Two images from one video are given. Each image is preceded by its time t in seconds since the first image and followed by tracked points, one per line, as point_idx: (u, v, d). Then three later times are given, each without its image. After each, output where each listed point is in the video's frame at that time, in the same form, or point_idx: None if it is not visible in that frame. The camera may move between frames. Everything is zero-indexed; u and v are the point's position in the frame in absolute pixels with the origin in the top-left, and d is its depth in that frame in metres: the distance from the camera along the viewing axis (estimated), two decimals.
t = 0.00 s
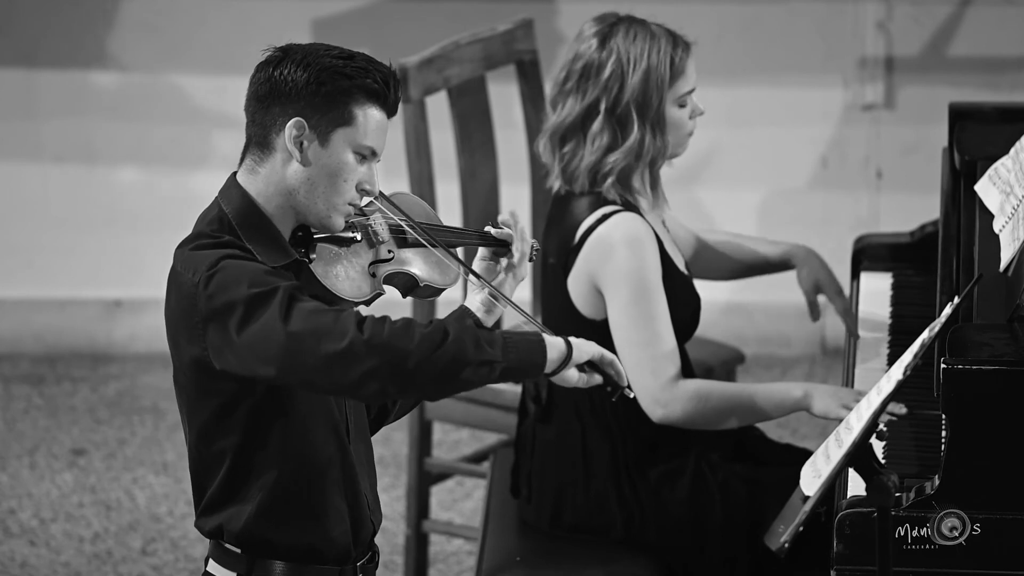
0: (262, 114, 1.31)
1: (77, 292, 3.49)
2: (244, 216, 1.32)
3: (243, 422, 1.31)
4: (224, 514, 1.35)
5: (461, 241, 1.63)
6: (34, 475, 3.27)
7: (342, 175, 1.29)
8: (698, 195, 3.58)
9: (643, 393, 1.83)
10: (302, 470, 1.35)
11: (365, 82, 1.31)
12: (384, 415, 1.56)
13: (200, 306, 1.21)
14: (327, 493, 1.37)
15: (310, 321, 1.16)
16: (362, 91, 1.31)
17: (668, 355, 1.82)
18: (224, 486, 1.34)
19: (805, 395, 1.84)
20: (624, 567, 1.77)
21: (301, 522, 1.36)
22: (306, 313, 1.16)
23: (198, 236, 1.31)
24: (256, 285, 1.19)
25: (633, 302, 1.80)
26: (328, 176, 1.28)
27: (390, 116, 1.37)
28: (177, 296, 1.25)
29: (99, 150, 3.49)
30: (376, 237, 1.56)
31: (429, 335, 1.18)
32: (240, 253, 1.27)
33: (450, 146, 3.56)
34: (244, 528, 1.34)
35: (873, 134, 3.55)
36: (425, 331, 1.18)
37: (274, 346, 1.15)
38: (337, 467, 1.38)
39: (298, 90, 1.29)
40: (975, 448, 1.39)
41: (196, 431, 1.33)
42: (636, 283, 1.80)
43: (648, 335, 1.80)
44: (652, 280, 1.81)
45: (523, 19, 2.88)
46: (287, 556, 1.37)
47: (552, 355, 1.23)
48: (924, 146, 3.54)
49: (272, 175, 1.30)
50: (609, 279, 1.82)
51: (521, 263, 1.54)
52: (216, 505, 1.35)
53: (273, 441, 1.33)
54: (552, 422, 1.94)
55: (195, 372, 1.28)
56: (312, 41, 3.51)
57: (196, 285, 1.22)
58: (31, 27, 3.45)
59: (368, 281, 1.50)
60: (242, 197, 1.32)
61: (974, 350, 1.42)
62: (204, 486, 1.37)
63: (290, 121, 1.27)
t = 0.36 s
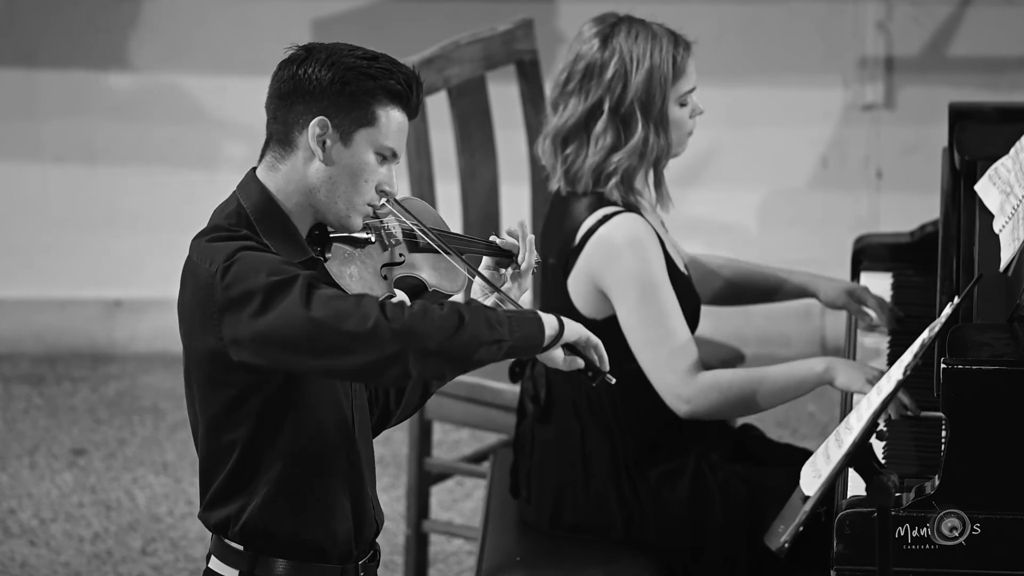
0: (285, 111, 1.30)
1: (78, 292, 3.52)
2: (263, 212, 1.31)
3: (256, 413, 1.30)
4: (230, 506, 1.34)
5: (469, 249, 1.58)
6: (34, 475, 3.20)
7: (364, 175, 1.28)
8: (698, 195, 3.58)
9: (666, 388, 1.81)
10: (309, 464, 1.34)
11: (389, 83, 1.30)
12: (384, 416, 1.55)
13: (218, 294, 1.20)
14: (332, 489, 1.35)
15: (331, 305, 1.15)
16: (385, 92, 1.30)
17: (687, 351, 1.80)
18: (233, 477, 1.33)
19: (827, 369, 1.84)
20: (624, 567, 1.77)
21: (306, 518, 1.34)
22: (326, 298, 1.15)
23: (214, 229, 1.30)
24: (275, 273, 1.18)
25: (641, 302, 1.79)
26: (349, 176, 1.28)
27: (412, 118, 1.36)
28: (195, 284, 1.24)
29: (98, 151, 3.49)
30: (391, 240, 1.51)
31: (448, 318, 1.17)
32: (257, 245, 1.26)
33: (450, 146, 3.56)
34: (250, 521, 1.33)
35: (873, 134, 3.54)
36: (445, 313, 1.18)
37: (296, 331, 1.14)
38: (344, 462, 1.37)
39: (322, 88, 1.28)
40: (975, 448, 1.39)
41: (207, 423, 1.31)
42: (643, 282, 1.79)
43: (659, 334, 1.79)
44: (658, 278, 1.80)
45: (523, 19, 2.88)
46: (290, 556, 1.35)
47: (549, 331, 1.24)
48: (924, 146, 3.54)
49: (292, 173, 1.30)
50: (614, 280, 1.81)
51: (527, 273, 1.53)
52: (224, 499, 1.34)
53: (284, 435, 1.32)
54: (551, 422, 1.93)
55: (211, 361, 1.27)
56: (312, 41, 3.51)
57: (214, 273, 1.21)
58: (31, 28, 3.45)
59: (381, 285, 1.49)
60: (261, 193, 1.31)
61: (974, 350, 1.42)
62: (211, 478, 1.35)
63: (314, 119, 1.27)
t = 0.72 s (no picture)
0: (320, 108, 1.31)
1: (78, 293, 3.48)
2: (292, 205, 1.31)
3: (276, 402, 1.29)
4: (239, 497, 1.31)
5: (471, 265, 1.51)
6: (34, 475, 3.37)
7: (394, 177, 1.29)
8: (698, 195, 3.58)
9: (658, 405, 1.81)
10: (322, 458, 1.31)
11: (424, 89, 1.32)
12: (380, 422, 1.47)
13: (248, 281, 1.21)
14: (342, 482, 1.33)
15: (366, 294, 1.18)
16: (420, 98, 1.31)
17: (682, 366, 1.80)
18: (244, 468, 1.30)
19: (818, 384, 1.79)
20: (625, 567, 1.77)
21: (314, 512, 1.31)
22: (359, 288, 1.19)
23: (241, 220, 1.30)
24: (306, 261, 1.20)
25: (640, 316, 1.78)
26: (380, 178, 1.29)
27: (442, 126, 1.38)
28: (223, 270, 1.25)
29: (98, 150, 3.48)
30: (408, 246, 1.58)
31: (472, 304, 1.24)
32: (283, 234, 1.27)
33: (451, 145, 3.56)
34: (258, 512, 1.30)
35: (873, 134, 3.54)
36: (468, 299, 1.24)
37: (329, 317, 1.17)
38: (356, 457, 1.35)
39: (359, 89, 1.29)
40: (975, 448, 1.39)
41: (223, 410, 1.30)
42: (643, 293, 1.78)
43: (655, 347, 1.78)
44: (659, 289, 1.78)
45: (522, 20, 2.90)
46: (294, 551, 1.31)
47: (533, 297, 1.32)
48: (924, 146, 3.53)
49: (323, 170, 1.30)
50: (615, 286, 1.80)
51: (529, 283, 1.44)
52: (233, 490, 1.31)
53: (298, 426, 1.30)
54: (547, 424, 1.94)
55: (231, 347, 1.26)
56: (312, 41, 3.51)
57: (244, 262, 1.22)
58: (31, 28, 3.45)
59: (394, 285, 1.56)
60: (289, 188, 1.31)
61: (974, 350, 1.42)
62: (220, 470, 1.33)
63: (349, 119, 1.28)
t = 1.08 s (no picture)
0: (365, 112, 1.29)
1: (77, 293, 3.50)
2: (327, 204, 1.28)
3: (285, 399, 1.25)
4: (241, 491, 1.28)
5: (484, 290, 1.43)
6: (34, 475, 3.25)
7: (430, 191, 1.28)
8: (699, 195, 3.59)
9: (645, 416, 1.80)
10: (324, 458, 1.28)
11: (470, 106, 1.32)
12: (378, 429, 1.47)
13: (278, 281, 1.19)
14: (346, 483, 1.30)
15: (399, 319, 1.20)
16: (465, 115, 1.31)
17: (672, 377, 1.78)
18: (248, 462, 1.28)
19: (801, 388, 1.80)
20: (625, 566, 1.77)
21: (314, 510, 1.29)
22: (393, 310, 1.20)
23: (273, 214, 1.27)
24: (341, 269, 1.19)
25: (637, 323, 1.76)
26: (416, 190, 1.28)
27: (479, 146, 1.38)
28: (248, 265, 1.22)
29: (98, 151, 3.49)
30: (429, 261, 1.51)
31: (492, 320, 1.26)
32: (315, 233, 1.25)
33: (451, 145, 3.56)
34: (259, 507, 1.27)
35: (873, 134, 3.55)
36: (489, 316, 1.26)
37: (363, 333, 1.18)
38: (365, 459, 1.32)
39: (406, 98, 1.28)
40: (975, 448, 1.39)
41: (233, 401, 1.27)
42: (643, 303, 1.76)
43: (649, 357, 1.77)
44: (656, 300, 1.76)
45: (522, 20, 2.90)
46: (293, 549, 1.29)
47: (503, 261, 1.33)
48: (924, 146, 3.53)
49: (361, 174, 1.29)
50: (614, 295, 1.79)
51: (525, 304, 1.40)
52: (235, 482, 1.28)
53: (308, 425, 1.27)
54: (545, 426, 1.94)
55: (247, 340, 1.24)
56: (312, 41, 3.51)
57: (273, 260, 1.20)
58: (31, 27, 3.45)
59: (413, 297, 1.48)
60: (325, 186, 1.28)
61: (974, 350, 1.42)
62: (222, 460, 1.30)
63: (393, 127, 1.27)
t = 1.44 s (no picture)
0: (395, 115, 1.21)
1: (77, 293, 3.60)
2: (354, 205, 1.21)
3: (298, 397, 1.18)
4: (246, 485, 1.22)
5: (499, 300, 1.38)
6: (34, 475, 3.19)
7: (455, 200, 1.21)
8: (699, 194, 3.59)
9: (644, 417, 1.78)
10: (333, 461, 1.22)
11: (503, 117, 1.23)
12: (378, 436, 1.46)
13: (305, 282, 1.12)
14: (353, 486, 1.24)
15: (425, 336, 1.15)
16: (497, 127, 1.23)
17: (672, 380, 1.76)
18: (255, 458, 1.21)
19: (803, 388, 1.79)
20: (625, 566, 1.77)
21: (319, 510, 1.22)
22: (419, 322, 1.15)
23: (300, 213, 1.20)
24: (370, 277, 1.13)
25: (636, 327, 1.75)
26: (441, 198, 1.20)
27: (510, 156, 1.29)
28: (272, 261, 1.15)
29: (98, 151, 3.53)
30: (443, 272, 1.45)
31: (512, 338, 1.22)
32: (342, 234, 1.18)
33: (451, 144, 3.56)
34: (262, 504, 1.21)
35: (873, 134, 3.55)
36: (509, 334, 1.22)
37: (388, 346, 1.12)
38: (373, 461, 1.25)
39: (437, 105, 1.21)
40: (975, 448, 1.39)
41: (244, 395, 1.20)
42: (642, 307, 1.75)
43: (650, 362, 1.75)
44: (656, 304, 1.76)
45: (522, 20, 2.90)
46: (294, 546, 1.23)
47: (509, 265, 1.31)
48: (924, 146, 3.53)
49: (387, 180, 1.21)
50: (614, 301, 1.78)
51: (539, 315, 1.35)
52: (240, 477, 1.21)
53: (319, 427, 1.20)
54: (546, 430, 1.94)
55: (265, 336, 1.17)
56: (312, 41, 3.52)
57: (303, 257, 1.13)
58: (31, 28, 3.47)
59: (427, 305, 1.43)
60: (351, 188, 1.21)
61: (974, 350, 1.42)
62: (228, 452, 1.24)
63: (423, 134, 1.19)
